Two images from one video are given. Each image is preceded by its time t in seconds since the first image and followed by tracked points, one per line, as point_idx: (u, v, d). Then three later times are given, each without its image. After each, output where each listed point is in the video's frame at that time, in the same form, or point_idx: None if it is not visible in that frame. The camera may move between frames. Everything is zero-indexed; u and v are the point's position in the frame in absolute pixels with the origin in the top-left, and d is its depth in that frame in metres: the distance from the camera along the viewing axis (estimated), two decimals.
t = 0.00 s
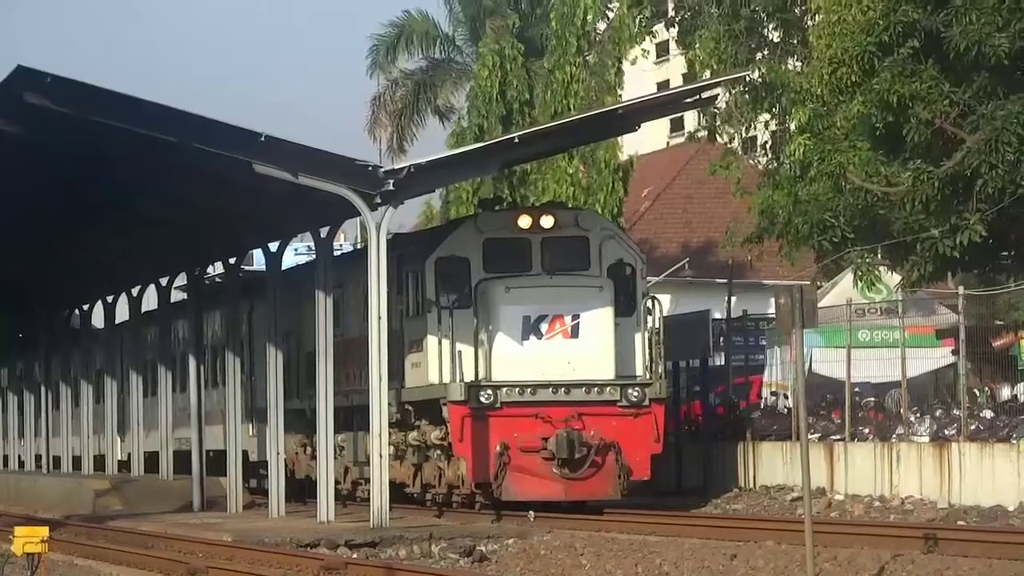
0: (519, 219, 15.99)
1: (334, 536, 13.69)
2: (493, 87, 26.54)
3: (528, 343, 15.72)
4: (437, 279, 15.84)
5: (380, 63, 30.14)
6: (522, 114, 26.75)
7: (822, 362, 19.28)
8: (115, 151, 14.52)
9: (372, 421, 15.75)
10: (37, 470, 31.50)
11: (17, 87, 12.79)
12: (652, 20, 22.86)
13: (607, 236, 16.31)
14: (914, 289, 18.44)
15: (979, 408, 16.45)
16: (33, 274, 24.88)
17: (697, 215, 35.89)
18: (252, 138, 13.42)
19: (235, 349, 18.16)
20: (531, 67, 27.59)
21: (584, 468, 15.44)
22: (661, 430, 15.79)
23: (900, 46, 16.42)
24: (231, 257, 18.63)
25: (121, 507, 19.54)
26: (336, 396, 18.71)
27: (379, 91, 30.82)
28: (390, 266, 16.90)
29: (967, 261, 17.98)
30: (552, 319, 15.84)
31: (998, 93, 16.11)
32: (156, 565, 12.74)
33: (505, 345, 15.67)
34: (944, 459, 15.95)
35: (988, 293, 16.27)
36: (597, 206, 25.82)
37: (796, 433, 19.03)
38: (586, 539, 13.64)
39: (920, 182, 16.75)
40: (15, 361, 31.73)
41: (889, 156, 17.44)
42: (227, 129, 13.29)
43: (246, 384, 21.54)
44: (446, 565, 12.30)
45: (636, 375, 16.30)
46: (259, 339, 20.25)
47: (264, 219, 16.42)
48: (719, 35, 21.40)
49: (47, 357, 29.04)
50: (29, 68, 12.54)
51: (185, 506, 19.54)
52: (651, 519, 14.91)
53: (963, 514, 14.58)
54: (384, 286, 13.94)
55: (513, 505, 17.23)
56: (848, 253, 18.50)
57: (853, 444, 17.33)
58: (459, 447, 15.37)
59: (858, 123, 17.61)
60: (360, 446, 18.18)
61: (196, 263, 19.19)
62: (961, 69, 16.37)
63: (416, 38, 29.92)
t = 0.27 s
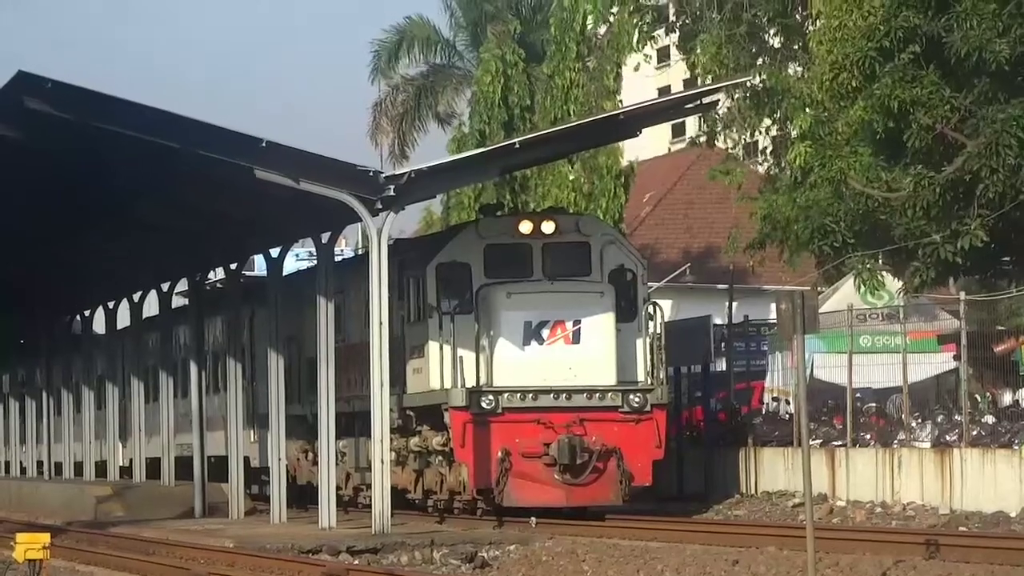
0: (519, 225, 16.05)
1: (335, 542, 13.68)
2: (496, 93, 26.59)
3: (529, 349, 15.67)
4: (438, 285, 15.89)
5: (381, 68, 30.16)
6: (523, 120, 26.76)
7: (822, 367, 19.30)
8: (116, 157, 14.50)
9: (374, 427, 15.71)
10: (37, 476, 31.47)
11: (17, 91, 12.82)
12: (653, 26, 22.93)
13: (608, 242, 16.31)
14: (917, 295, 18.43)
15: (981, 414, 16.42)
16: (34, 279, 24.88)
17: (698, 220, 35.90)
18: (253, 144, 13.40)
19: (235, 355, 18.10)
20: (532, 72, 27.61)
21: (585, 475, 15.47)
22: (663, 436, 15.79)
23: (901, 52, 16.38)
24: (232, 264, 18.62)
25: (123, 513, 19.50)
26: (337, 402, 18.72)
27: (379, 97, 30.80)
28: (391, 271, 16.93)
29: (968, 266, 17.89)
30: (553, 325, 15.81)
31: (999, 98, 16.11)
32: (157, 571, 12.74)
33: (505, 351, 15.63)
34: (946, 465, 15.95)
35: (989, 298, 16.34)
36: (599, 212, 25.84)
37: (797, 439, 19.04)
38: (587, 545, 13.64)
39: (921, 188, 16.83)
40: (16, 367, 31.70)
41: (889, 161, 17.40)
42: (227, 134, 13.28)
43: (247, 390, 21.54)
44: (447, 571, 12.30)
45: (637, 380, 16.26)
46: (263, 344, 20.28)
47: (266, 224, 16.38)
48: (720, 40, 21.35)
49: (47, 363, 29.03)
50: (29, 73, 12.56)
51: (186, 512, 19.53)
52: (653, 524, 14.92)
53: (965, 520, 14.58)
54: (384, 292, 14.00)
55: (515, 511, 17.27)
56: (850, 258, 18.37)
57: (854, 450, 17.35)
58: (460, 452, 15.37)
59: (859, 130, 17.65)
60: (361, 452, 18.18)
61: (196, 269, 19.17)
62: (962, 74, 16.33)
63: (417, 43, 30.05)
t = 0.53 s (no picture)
0: (524, 232, 16.04)
1: (340, 549, 13.69)
2: (501, 100, 26.59)
3: (533, 356, 15.71)
4: (442, 292, 15.86)
5: (385, 77, 30.09)
6: (528, 127, 26.79)
7: (826, 374, 19.30)
8: (120, 166, 14.54)
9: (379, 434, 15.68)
10: (41, 484, 31.47)
11: (21, 99, 12.85)
12: (659, 33, 22.82)
13: (612, 249, 16.36)
14: (921, 301, 18.45)
15: (985, 419, 16.27)
16: (38, 287, 24.91)
17: (702, 227, 35.92)
18: (258, 151, 13.42)
19: (240, 362, 18.09)
20: (536, 79, 27.66)
21: (591, 481, 15.50)
22: (667, 442, 15.81)
23: (905, 58, 16.37)
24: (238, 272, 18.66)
25: (128, 520, 19.54)
26: (343, 409, 18.75)
27: (384, 105, 30.86)
28: (396, 279, 16.94)
29: (971, 272, 17.89)
30: (558, 332, 15.85)
31: (1003, 103, 16.02)
32: None
33: (511, 357, 15.67)
34: (950, 471, 15.95)
35: (994, 304, 16.32)
36: (604, 218, 25.84)
37: (802, 445, 19.04)
38: (592, 551, 13.65)
39: (925, 194, 16.86)
40: (20, 376, 31.69)
41: (893, 168, 17.39)
42: (231, 142, 13.29)
43: (252, 399, 21.58)
44: None
45: (642, 387, 16.30)
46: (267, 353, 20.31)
47: (271, 232, 16.41)
48: (725, 46, 21.47)
49: (52, 372, 29.09)
50: (34, 81, 12.59)
51: (192, 520, 19.56)
52: (657, 531, 14.90)
53: (970, 526, 14.59)
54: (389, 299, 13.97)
55: (520, 518, 17.24)
56: (854, 264, 18.58)
57: (859, 456, 17.34)
58: (465, 459, 15.34)
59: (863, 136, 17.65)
60: (367, 459, 18.21)
61: (201, 276, 19.21)
62: (966, 80, 16.36)
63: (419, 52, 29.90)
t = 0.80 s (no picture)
0: (529, 236, 16.09)
1: (345, 553, 13.69)
2: (507, 104, 26.70)
3: (539, 360, 15.75)
4: (448, 296, 15.88)
5: (391, 81, 30.24)
6: (534, 131, 26.80)
7: (832, 378, 19.29)
8: (125, 169, 14.55)
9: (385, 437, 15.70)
10: (47, 488, 31.49)
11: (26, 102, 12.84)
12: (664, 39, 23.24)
13: (616, 253, 16.36)
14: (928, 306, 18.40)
15: (990, 425, 16.31)
16: (44, 291, 24.93)
17: (708, 232, 35.89)
18: (264, 156, 13.42)
19: (244, 366, 18.02)
20: (541, 83, 27.68)
21: (595, 485, 15.49)
22: (672, 446, 15.82)
23: (910, 63, 16.34)
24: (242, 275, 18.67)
25: (133, 524, 19.56)
26: (348, 413, 18.77)
27: (390, 110, 30.86)
28: (401, 284, 16.97)
29: (978, 277, 17.87)
30: (563, 336, 15.88)
31: (1009, 108, 16.08)
32: None
33: (515, 361, 15.72)
34: (956, 476, 15.93)
35: (999, 310, 16.24)
36: (610, 224, 25.86)
37: (807, 449, 19.07)
38: (597, 556, 13.65)
39: (930, 199, 16.87)
40: (26, 379, 31.72)
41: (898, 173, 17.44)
42: (236, 144, 13.29)
43: (258, 403, 21.66)
44: None
45: (647, 392, 16.33)
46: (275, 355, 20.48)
47: (276, 235, 16.41)
48: (730, 49, 21.48)
49: (57, 376, 29.11)
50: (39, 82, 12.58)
51: (197, 523, 19.60)
52: (661, 536, 14.89)
53: (975, 531, 14.57)
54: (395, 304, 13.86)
55: (525, 522, 17.27)
56: (858, 268, 18.44)
57: (864, 460, 17.37)
58: (470, 464, 15.39)
59: (868, 141, 17.73)
60: (372, 464, 18.22)
61: (206, 280, 19.24)
62: (971, 85, 16.38)
63: (427, 56, 30.14)
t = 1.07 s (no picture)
0: (533, 242, 16.11)
1: (350, 560, 13.65)
2: (510, 110, 26.71)
3: (543, 366, 15.72)
4: (452, 302, 15.90)
5: (394, 87, 30.24)
6: (538, 137, 26.81)
7: (836, 384, 19.20)
8: (127, 177, 14.54)
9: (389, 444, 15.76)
10: (51, 496, 31.48)
11: (29, 110, 12.87)
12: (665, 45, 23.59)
13: (620, 259, 16.41)
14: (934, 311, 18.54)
15: (995, 430, 16.27)
16: (49, 299, 24.95)
17: (712, 237, 35.91)
18: (266, 162, 13.28)
19: (248, 374, 17.99)
20: (544, 90, 27.73)
21: (600, 491, 15.52)
22: (677, 452, 15.83)
23: (913, 68, 16.30)
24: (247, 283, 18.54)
25: (138, 532, 19.60)
26: (353, 420, 18.80)
27: (393, 117, 30.92)
28: (405, 291, 17.03)
29: (984, 283, 17.91)
30: (568, 342, 15.85)
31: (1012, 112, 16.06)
32: None
33: (520, 368, 15.68)
34: (960, 481, 15.92)
35: (1004, 315, 16.26)
36: (614, 229, 26.05)
37: (812, 454, 19.07)
38: (602, 562, 13.67)
39: (934, 204, 16.84)
40: (30, 387, 31.71)
41: (901, 177, 17.47)
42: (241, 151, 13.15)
43: (263, 410, 21.73)
44: None
45: (652, 398, 16.26)
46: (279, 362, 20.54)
47: (279, 242, 16.40)
48: (732, 54, 21.53)
49: (61, 384, 29.12)
50: (42, 91, 12.59)
51: (201, 531, 19.61)
52: (664, 542, 14.94)
53: (980, 535, 14.59)
54: (399, 310, 13.78)
55: (530, 528, 17.26)
56: (861, 273, 18.47)
57: (869, 466, 17.36)
58: (476, 471, 15.40)
59: (871, 146, 17.75)
60: (377, 470, 18.27)
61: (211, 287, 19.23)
62: (974, 89, 16.37)
63: (429, 63, 30.07)
